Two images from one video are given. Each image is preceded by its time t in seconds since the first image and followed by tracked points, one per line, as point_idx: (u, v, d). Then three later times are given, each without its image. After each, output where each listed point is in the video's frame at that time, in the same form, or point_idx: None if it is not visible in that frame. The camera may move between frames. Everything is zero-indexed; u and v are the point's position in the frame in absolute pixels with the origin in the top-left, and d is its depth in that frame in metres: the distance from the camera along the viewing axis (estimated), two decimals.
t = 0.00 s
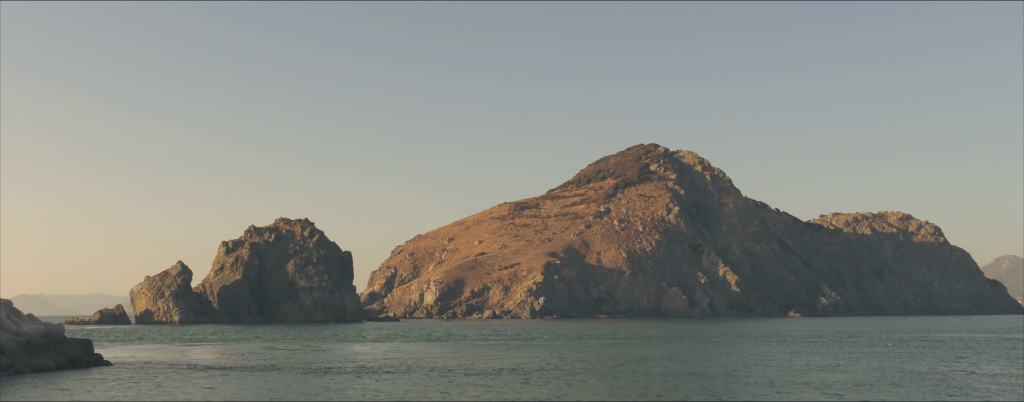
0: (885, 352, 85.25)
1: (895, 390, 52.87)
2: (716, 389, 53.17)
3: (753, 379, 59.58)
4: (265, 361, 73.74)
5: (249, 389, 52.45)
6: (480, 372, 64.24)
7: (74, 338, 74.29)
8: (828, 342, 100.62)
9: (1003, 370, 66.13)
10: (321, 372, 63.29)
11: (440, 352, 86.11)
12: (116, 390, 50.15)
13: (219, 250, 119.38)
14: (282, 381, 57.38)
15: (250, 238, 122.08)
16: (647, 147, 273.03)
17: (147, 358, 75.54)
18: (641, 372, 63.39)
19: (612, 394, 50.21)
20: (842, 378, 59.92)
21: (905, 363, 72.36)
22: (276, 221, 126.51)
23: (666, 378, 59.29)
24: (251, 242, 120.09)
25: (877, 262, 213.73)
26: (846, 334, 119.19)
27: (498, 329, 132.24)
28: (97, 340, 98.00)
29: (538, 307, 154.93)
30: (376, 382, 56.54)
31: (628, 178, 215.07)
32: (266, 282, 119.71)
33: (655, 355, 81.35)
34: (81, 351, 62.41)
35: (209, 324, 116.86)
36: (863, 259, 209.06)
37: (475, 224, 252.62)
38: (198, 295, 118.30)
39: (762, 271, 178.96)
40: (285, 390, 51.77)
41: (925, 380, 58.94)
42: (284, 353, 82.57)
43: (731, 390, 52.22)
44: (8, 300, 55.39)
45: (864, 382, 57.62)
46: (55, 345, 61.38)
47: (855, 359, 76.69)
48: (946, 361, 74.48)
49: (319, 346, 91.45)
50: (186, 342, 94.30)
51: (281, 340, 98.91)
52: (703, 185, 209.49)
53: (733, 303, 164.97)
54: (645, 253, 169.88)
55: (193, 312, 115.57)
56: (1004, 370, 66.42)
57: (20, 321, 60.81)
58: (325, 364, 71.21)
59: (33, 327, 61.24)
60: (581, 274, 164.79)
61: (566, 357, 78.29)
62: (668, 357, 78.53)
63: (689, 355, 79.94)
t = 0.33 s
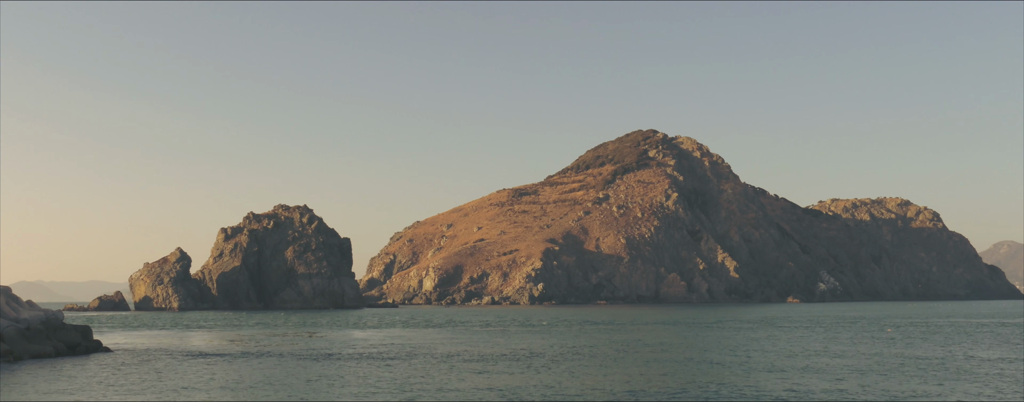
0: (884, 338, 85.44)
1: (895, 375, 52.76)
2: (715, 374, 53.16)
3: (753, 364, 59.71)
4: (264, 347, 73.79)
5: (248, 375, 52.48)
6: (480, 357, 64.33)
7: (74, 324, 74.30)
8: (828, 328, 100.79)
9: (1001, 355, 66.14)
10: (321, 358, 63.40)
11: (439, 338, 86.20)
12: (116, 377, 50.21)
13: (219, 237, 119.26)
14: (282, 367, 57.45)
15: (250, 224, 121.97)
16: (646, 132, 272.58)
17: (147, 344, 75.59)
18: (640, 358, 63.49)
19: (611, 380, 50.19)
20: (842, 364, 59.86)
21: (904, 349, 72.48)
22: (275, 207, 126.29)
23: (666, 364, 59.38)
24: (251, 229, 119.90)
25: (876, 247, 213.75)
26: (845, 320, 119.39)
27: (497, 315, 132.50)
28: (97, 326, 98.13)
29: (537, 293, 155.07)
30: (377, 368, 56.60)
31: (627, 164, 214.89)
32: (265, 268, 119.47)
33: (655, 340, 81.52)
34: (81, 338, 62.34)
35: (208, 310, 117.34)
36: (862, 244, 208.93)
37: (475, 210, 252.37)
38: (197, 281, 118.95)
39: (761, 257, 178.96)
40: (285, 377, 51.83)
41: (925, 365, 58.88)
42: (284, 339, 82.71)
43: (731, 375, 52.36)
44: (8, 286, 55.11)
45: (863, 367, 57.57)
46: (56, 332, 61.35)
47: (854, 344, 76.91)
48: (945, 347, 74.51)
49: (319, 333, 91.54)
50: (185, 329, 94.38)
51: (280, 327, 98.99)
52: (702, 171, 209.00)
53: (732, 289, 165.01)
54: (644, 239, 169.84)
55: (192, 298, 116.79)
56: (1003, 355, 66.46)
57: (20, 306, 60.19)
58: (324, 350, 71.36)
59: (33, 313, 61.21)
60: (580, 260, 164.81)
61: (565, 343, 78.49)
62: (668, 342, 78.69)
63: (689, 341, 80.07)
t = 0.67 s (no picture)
0: (886, 324, 85.58)
1: (900, 362, 52.71)
2: (718, 361, 53.17)
3: (756, 351, 59.71)
4: (268, 335, 73.96)
5: (251, 362, 52.72)
6: (483, 345, 64.46)
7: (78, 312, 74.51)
8: (829, 315, 100.96)
9: (1006, 342, 66.00)
10: (325, 346, 63.64)
11: (441, 325, 86.38)
12: (121, 364, 50.47)
13: (222, 225, 119.60)
14: (285, 354, 57.72)
15: (252, 212, 122.39)
16: (648, 120, 272.13)
17: (151, 332, 75.91)
18: (643, 345, 63.57)
19: (613, 367, 50.26)
20: (847, 351, 59.80)
21: (907, 335, 72.44)
22: (277, 195, 126.69)
23: (669, 351, 59.40)
24: (254, 217, 120.26)
25: (878, 234, 213.23)
26: (848, 306, 119.38)
27: (499, 302, 132.85)
28: (102, 314, 98.60)
29: (539, 281, 155.12)
30: (380, 356, 56.84)
31: (629, 151, 214.62)
32: (268, 256, 119.84)
33: (656, 327, 81.73)
34: (85, 325, 62.55)
35: (212, 298, 117.42)
36: (865, 231, 208.41)
37: (477, 198, 252.41)
38: (201, 269, 119.39)
39: (764, 244, 178.60)
40: (288, 364, 52.02)
41: (929, 352, 58.84)
42: (287, 326, 83.02)
43: (736, 362, 52.38)
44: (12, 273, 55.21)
45: (866, 354, 57.73)
46: (59, 320, 61.84)
47: (856, 331, 77.05)
48: (949, 333, 74.40)
49: (322, 320, 91.75)
50: (189, 317, 94.62)
51: (283, 314, 99.23)
52: (704, 158, 208.47)
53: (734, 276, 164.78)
54: (646, 226, 169.77)
55: (196, 286, 117.29)
56: (1008, 342, 66.37)
57: (25, 294, 60.08)
58: (327, 337, 71.61)
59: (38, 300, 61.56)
60: (582, 247, 164.83)
61: (566, 330, 78.71)
62: (670, 330, 78.85)
63: (690, 328, 80.17)
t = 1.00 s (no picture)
0: (886, 312, 85.24)
1: (903, 350, 52.30)
2: (720, 349, 52.82)
3: (756, 338, 59.42)
4: (266, 323, 73.64)
5: (250, 350, 52.32)
6: (483, 333, 64.10)
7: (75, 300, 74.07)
8: (829, 302, 100.63)
9: (1009, 330, 65.67)
10: (323, 334, 63.28)
11: (440, 313, 85.96)
12: (119, 352, 50.15)
13: (220, 213, 119.16)
14: (284, 342, 57.35)
15: (250, 200, 121.91)
16: (647, 108, 271.51)
17: (149, 320, 75.54)
18: (642, 333, 63.23)
19: (615, 355, 49.89)
20: (849, 338, 59.47)
21: (910, 323, 72.12)
22: (276, 184, 126.24)
23: (669, 339, 59.10)
24: (252, 205, 119.84)
25: (877, 222, 213.05)
26: (847, 294, 119.14)
27: (497, 290, 132.64)
28: (99, 302, 98.19)
29: (538, 269, 154.72)
30: (380, 344, 56.40)
31: (628, 139, 213.93)
32: (266, 245, 119.54)
33: (656, 315, 81.36)
34: (83, 313, 62.08)
35: (210, 286, 117.00)
36: (863, 219, 208.25)
37: (476, 187, 251.90)
38: (199, 257, 118.50)
39: (762, 231, 178.31)
40: (288, 352, 51.64)
41: (931, 339, 58.53)
42: (285, 314, 82.66)
43: (736, 350, 52.08)
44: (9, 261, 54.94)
45: (867, 341, 57.44)
46: (58, 308, 61.29)
47: (855, 319, 76.78)
48: (950, 321, 74.12)
49: (320, 308, 91.45)
50: (186, 305, 94.29)
51: (280, 302, 98.93)
52: (703, 146, 207.54)
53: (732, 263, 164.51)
54: (645, 214, 169.31)
55: (194, 275, 116.59)
56: (1008, 329, 66.10)
57: (23, 283, 60.16)
58: (326, 325, 71.23)
59: (35, 290, 61.24)
60: (581, 235, 164.42)
61: (566, 318, 78.37)
62: (669, 317, 78.49)
63: (690, 316, 79.80)
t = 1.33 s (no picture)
0: (884, 299, 85.51)
1: (898, 337, 52.63)
2: (718, 337, 53.20)
3: (754, 326, 59.77)
4: (266, 311, 74.09)
5: (251, 339, 52.67)
6: (482, 321, 64.42)
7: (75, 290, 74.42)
8: (828, 290, 100.87)
9: (1006, 317, 66.08)
10: (324, 322, 63.68)
11: (438, 302, 86.41)
12: (122, 341, 50.75)
13: (219, 202, 119.36)
14: (285, 331, 57.75)
15: (249, 189, 122.05)
16: (645, 96, 271.13)
17: (149, 309, 75.96)
18: (640, 321, 63.60)
19: (613, 343, 50.30)
20: (846, 326, 59.90)
21: (907, 310, 72.54)
22: (274, 173, 126.51)
23: (666, 327, 59.43)
24: (251, 194, 120.03)
25: (875, 210, 213.35)
26: (844, 282, 119.51)
27: (496, 279, 133.04)
28: (100, 292, 98.58)
29: (537, 257, 154.90)
30: (380, 332, 56.86)
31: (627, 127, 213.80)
32: (265, 233, 119.77)
33: (655, 303, 81.65)
34: (82, 302, 62.31)
35: (209, 275, 116.99)
36: (861, 207, 208.37)
37: (474, 175, 252.11)
38: (198, 246, 118.71)
39: (761, 219, 178.28)
40: (288, 341, 52.03)
41: (928, 326, 58.98)
42: (285, 303, 83.07)
43: (732, 338, 52.36)
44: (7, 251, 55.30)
45: (863, 328, 57.84)
46: (57, 297, 61.44)
47: (853, 306, 77.03)
48: (947, 308, 74.38)
49: (319, 297, 91.91)
50: (184, 294, 94.73)
51: (279, 291, 99.37)
52: (701, 134, 207.37)
53: (731, 251, 164.61)
54: (644, 202, 169.50)
55: (193, 263, 116.77)
56: (1004, 317, 66.26)
57: (21, 272, 61.30)
58: (326, 314, 71.58)
59: (33, 279, 61.38)
60: (580, 224, 164.57)
61: (565, 307, 78.78)
62: (668, 305, 78.79)
63: (689, 304, 80.16)
